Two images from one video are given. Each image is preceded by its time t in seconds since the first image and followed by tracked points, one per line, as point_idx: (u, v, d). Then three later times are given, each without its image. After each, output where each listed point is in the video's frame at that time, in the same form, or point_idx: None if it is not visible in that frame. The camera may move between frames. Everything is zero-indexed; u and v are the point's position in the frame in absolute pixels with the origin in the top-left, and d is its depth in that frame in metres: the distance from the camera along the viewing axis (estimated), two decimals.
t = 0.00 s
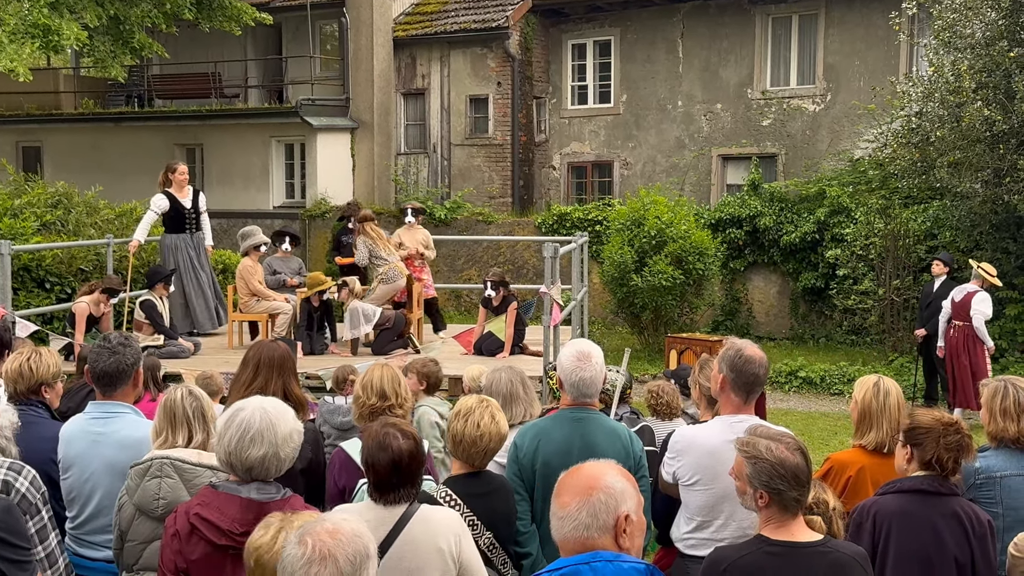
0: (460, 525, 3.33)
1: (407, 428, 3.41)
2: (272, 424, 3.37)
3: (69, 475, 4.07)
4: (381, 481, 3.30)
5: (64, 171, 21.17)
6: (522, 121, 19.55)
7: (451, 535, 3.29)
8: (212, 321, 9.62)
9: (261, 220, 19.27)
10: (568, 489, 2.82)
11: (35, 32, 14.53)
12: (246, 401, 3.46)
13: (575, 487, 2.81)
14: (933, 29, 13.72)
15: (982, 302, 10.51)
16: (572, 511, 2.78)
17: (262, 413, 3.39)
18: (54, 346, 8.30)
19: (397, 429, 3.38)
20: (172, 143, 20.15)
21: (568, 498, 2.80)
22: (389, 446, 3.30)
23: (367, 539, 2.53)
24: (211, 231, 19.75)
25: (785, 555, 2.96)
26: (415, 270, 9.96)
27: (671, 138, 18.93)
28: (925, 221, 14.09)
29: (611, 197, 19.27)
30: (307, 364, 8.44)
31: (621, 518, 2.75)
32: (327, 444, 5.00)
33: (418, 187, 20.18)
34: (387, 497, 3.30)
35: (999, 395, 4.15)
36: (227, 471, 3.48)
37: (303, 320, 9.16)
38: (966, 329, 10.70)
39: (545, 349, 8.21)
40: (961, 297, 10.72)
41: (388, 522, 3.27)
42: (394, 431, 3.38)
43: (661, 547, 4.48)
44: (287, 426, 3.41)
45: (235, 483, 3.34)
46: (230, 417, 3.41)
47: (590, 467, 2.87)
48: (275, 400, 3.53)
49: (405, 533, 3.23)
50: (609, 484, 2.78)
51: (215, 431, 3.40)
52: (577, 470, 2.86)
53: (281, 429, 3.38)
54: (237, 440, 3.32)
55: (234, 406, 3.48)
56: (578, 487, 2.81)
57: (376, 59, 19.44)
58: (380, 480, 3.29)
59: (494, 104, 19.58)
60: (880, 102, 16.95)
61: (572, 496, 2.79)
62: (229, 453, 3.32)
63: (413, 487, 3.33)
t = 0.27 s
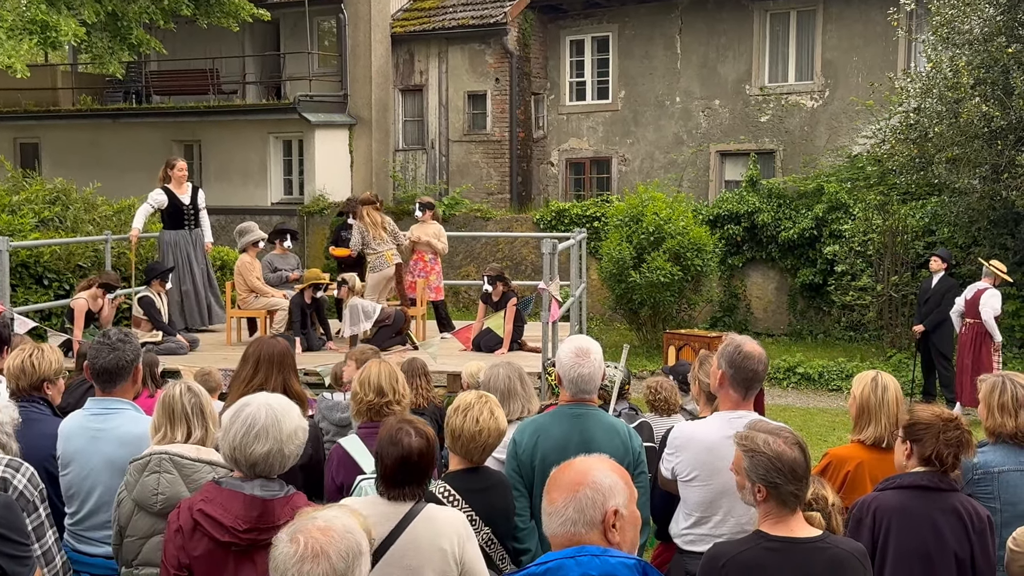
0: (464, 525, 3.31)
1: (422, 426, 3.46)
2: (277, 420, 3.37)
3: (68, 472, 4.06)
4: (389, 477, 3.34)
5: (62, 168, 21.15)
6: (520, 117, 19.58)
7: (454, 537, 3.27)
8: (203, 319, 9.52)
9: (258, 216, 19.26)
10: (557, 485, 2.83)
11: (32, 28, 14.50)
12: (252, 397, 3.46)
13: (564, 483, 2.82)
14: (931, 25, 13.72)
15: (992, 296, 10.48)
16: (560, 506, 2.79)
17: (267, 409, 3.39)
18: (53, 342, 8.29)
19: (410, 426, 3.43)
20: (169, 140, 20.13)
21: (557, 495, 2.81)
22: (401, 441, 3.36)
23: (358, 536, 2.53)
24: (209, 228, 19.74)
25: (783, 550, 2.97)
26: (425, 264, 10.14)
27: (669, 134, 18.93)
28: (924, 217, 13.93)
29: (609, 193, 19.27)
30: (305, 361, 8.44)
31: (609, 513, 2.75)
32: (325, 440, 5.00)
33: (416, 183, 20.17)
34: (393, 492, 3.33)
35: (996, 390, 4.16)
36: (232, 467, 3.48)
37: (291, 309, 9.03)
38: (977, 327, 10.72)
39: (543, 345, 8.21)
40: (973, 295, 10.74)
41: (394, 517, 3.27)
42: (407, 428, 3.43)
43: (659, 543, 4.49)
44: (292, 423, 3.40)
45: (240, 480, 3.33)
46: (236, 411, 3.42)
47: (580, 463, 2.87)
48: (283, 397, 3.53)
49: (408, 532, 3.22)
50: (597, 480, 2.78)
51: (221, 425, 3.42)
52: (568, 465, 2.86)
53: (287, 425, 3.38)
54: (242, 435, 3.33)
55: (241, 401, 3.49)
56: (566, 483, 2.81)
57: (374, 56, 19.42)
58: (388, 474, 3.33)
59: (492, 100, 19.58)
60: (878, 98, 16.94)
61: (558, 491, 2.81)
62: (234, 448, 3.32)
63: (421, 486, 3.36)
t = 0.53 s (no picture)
0: (478, 532, 3.31)
1: (445, 429, 3.45)
2: (279, 418, 3.36)
3: (68, 470, 4.06)
4: (408, 476, 3.33)
5: (61, 166, 21.14)
6: (519, 115, 19.61)
7: (465, 543, 3.26)
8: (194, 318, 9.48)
9: (257, 215, 19.24)
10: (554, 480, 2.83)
11: (31, 26, 14.49)
12: (254, 395, 3.45)
13: (562, 480, 2.82)
14: (929, 21, 13.71)
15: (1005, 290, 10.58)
16: (557, 502, 2.79)
17: (268, 407, 3.39)
18: (52, 341, 8.29)
19: (434, 429, 3.43)
20: (168, 138, 20.11)
21: (554, 492, 2.81)
22: (423, 442, 3.35)
23: (358, 534, 2.53)
24: (209, 226, 19.73)
25: (783, 548, 2.97)
26: (433, 261, 10.08)
27: (668, 131, 18.93)
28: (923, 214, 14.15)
29: (608, 191, 19.27)
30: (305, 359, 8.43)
31: (606, 510, 2.75)
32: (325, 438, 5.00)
33: (415, 181, 20.16)
34: (408, 492, 3.34)
35: (994, 386, 4.16)
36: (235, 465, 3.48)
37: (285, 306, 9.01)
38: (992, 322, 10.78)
39: (543, 343, 8.21)
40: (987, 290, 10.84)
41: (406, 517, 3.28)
42: (430, 430, 3.42)
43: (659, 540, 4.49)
44: (294, 421, 3.39)
45: (241, 478, 3.32)
46: (237, 410, 3.41)
47: (577, 461, 2.87)
48: (287, 395, 3.53)
49: (422, 533, 3.24)
50: (594, 477, 2.79)
51: (223, 423, 3.41)
52: (566, 462, 2.87)
53: (288, 423, 3.37)
54: (243, 433, 3.32)
55: (245, 398, 3.49)
56: (563, 479, 2.81)
57: (373, 53, 19.41)
58: (407, 473, 3.33)
59: (491, 98, 19.58)
60: (877, 95, 16.93)
61: (556, 487, 2.81)
62: (235, 446, 3.32)
63: (440, 489, 3.35)
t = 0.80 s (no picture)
0: (487, 535, 3.30)
1: (461, 431, 3.45)
2: (279, 418, 3.36)
3: (67, 470, 4.06)
4: (423, 478, 3.32)
5: (60, 166, 21.14)
6: (518, 115, 19.62)
7: (475, 546, 3.26)
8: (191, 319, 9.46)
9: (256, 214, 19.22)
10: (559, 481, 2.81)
11: (30, 26, 14.46)
12: (254, 395, 3.45)
13: (564, 480, 2.80)
14: (928, 20, 13.70)
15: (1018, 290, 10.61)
16: (564, 504, 2.76)
17: (267, 407, 3.38)
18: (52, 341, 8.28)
19: (451, 430, 3.42)
20: (167, 138, 20.10)
21: (557, 491, 2.79)
22: (440, 444, 3.34)
23: (358, 536, 2.53)
24: (208, 226, 19.71)
25: (781, 548, 2.97)
26: (430, 261, 10.05)
27: (668, 130, 18.92)
28: (922, 212, 14.06)
29: (607, 190, 19.27)
30: (304, 359, 8.43)
31: (612, 509, 2.75)
32: (324, 438, 4.99)
33: (414, 180, 20.16)
34: (423, 493, 3.33)
35: (993, 385, 4.15)
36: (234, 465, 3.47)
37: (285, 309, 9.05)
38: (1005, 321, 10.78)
39: (542, 343, 8.20)
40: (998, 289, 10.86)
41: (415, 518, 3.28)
42: (447, 432, 3.42)
43: (658, 539, 4.49)
44: (294, 421, 3.39)
45: (240, 478, 3.31)
46: (237, 410, 3.40)
47: (578, 460, 2.86)
48: (287, 394, 3.52)
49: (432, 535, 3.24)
50: (599, 476, 2.79)
51: (223, 423, 3.40)
52: (567, 462, 2.86)
53: (288, 423, 3.36)
54: (243, 432, 3.32)
55: (245, 399, 3.48)
56: (567, 479, 2.80)
57: (372, 53, 19.40)
58: (423, 474, 3.32)
59: (490, 97, 19.59)
60: (876, 94, 16.93)
61: (561, 489, 2.79)
62: (235, 446, 3.31)
63: (454, 491, 3.35)
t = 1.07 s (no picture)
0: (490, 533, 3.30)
1: (457, 429, 3.44)
2: (279, 420, 3.36)
3: (67, 472, 4.06)
4: (423, 478, 3.32)
5: (59, 168, 21.13)
6: (518, 115, 19.65)
7: (479, 545, 3.26)
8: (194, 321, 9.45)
9: (256, 216, 19.21)
10: (589, 479, 2.77)
11: (29, 29, 14.45)
12: (254, 397, 3.45)
13: (583, 477, 2.78)
14: (928, 20, 13.70)
15: None
16: (604, 502, 2.75)
17: (268, 409, 3.39)
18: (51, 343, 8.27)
19: (447, 430, 3.42)
20: (167, 139, 20.10)
21: (598, 492, 2.75)
22: (438, 444, 3.34)
23: (352, 538, 2.52)
24: (208, 227, 19.69)
25: (779, 547, 2.97)
26: (428, 261, 10.10)
27: (667, 130, 18.92)
28: (922, 213, 14.08)
29: (607, 191, 19.27)
30: (304, 360, 8.42)
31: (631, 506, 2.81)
32: (324, 439, 4.99)
33: (414, 181, 20.18)
34: (425, 494, 3.32)
35: (992, 385, 4.16)
36: (235, 466, 3.47)
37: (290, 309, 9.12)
38: None
39: (542, 343, 8.20)
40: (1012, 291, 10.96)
41: (420, 519, 3.28)
42: (443, 431, 3.41)
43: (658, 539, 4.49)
44: (295, 423, 3.39)
45: (241, 480, 3.32)
46: (237, 412, 3.41)
47: (586, 460, 2.85)
48: (287, 396, 3.52)
49: (435, 535, 3.24)
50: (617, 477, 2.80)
51: (224, 425, 3.40)
52: (573, 461, 2.84)
53: (288, 424, 3.37)
54: (244, 434, 3.32)
55: (244, 400, 3.48)
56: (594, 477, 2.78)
57: (371, 54, 19.41)
58: (422, 475, 3.32)
59: (489, 98, 19.60)
60: (876, 94, 16.93)
61: (597, 487, 2.76)
62: (236, 447, 3.32)
63: (455, 490, 3.35)
